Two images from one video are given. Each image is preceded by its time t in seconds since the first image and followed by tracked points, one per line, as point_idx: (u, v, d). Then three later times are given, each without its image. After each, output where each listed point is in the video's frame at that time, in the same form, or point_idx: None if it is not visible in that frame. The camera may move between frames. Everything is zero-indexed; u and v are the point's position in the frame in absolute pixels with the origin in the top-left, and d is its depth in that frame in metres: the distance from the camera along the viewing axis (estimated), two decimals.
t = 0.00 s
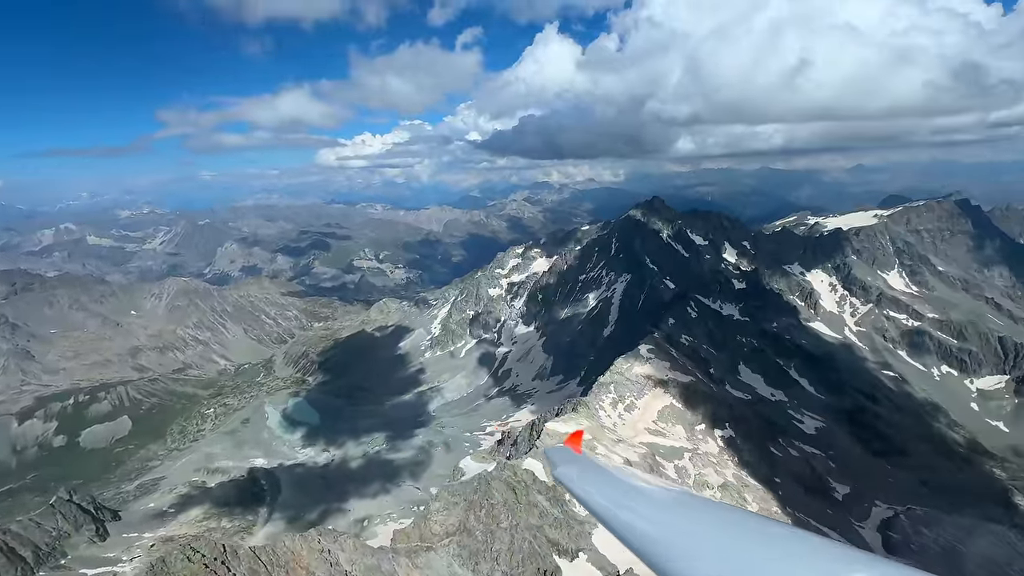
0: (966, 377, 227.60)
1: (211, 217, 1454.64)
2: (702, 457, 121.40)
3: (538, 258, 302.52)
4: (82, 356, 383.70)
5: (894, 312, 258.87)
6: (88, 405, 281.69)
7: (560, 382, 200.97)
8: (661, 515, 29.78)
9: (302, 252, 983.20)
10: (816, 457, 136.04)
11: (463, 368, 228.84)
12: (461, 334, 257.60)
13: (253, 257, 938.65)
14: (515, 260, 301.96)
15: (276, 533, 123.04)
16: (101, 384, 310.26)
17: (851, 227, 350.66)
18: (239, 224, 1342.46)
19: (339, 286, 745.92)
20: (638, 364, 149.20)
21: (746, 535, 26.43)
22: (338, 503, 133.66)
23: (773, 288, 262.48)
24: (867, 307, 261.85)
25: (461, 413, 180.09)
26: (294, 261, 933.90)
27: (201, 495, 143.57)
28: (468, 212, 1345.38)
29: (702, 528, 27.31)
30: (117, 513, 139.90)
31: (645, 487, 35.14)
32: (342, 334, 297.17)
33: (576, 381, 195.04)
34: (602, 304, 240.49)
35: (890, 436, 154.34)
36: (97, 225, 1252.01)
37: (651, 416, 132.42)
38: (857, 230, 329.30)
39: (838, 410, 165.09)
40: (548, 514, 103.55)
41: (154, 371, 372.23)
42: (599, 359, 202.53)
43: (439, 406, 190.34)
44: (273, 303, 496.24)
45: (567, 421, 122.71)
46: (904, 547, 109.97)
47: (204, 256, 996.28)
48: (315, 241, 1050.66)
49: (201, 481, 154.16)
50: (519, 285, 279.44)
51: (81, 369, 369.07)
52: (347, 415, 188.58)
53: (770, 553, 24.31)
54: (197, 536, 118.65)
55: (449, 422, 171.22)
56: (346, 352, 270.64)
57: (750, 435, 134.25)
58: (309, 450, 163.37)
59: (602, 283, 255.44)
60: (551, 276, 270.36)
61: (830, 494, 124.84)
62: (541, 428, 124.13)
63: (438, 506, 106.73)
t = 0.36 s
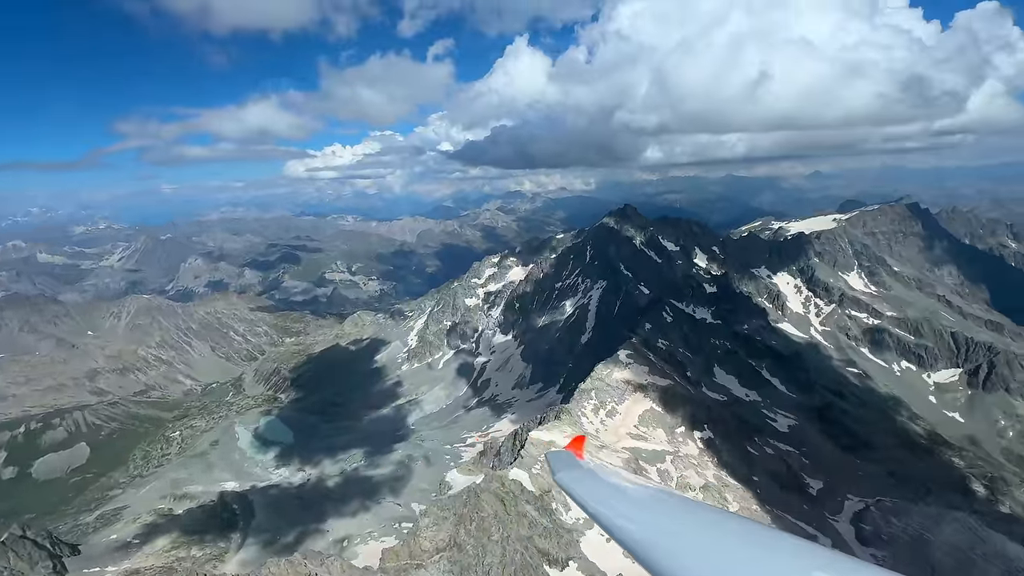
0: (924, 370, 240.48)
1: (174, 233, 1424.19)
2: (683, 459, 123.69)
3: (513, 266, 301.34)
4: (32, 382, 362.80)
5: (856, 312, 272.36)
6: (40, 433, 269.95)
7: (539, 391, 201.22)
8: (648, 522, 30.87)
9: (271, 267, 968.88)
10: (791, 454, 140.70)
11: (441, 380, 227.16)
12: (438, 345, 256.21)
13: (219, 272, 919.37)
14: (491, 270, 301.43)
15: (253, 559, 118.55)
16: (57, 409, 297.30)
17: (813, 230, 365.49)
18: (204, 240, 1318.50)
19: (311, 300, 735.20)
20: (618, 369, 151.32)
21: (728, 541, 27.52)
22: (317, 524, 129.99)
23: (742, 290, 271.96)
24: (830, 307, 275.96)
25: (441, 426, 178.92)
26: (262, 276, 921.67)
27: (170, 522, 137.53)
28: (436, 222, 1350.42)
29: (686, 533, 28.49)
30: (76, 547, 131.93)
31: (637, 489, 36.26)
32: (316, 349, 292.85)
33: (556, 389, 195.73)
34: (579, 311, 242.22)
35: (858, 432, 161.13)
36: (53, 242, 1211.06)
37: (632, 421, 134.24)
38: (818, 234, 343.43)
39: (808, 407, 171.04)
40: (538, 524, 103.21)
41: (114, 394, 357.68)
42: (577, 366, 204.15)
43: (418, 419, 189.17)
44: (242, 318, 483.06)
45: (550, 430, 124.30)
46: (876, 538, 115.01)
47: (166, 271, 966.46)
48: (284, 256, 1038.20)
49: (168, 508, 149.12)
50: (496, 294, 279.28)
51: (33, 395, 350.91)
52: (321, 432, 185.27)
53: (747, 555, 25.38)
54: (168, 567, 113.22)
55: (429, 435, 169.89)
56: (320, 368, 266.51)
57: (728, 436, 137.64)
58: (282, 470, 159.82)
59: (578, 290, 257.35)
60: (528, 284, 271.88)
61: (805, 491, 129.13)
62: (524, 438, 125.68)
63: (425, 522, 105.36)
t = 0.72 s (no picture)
0: (883, 368, 251.92)
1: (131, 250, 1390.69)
2: (664, 464, 125.60)
3: (488, 277, 299.35)
4: None
5: (818, 313, 281.57)
6: None
7: (517, 401, 201.22)
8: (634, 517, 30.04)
9: (237, 284, 955.72)
10: (765, 455, 145.03)
11: (418, 394, 224.84)
12: (414, 358, 253.65)
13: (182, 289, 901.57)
14: (466, 281, 300.75)
15: None
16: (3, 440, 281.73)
17: (775, 237, 379.44)
18: (164, 257, 1293.15)
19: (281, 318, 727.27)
20: (598, 376, 153.09)
21: (710, 535, 26.32)
22: (293, 548, 125.60)
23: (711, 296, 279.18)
24: (796, 310, 283.53)
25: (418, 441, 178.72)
26: (228, 292, 908.90)
27: (132, 555, 130.62)
28: (409, 235, 1371.61)
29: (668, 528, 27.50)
30: None
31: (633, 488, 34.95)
32: (286, 367, 287.64)
33: (534, 399, 195.78)
34: (555, 320, 243.34)
35: (827, 430, 167.57)
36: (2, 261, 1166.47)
37: (613, 427, 136.18)
38: (780, 240, 356.67)
39: (779, 408, 176.53)
40: (525, 536, 102.51)
41: (67, 420, 341.96)
42: (555, 375, 204.97)
43: (395, 435, 188.89)
44: (207, 337, 469.97)
45: (533, 441, 125.50)
46: (849, 532, 119.50)
47: (122, 288, 936.18)
48: (252, 272, 1030.18)
49: (128, 541, 142.62)
50: (471, 305, 278.40)
51: None
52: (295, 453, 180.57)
53: (723, 551, 24.12)
54: None
55: (408, 451, 168.43)
56: (292, 386, 261.41)
57: (706, 439, 140.42)
58: (253, 494, 155.18)
59: (554, 299, 258.74)
60: (503, 295, 272.44)
61: (780, 490, 133.19)
62: (506, 450, 126.22)
63: (413, 538, 103.73)
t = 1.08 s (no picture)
0: (844, 369, 263.22)
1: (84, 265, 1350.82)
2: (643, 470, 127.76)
3: (462, 288, 300.65)
4: None
5: (783, 318, 291.56)
6: None
7: (494, 413, 201.12)
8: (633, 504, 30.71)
9: (197, 299, 931.47)
10: (738, 457, 148.80)
11: (392, 409, 221.35)
12: (388, 372, 250.00)
13: (140, 306, 873.57)
14: (440, 292, 299.23)
15: None
16: None
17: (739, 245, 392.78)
18: (121, 272, 1260.04)
19: (251, 335, 715.95)
20: (576, 384, 154.79)
21: (689, 509, 26.75)
22: (264, 574, 120.39)
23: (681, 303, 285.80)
24: (761, 315, 293.41)
25: (393, 456, 179.43)
26: (188, 306, 889.63)
27: None
28: (379, 247, 1374.09)
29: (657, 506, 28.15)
30: None
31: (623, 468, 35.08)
32: (254, 386, 281.21)
33: (512, 409, 196.89)
34: (531, 330, 244.10)
35: (795, 430, 173.75)
36: None
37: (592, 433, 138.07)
38: (745, 248, 369.39)
39: (749, 411, 182.11)
40: (511, 550, 101.94)
41: (16, 447, 325.85)
42: (531, 385, 205.42)
43: (370, 450, 188.31)
44: (166, 355, 452.97)
45: (514, 452, 126.18)
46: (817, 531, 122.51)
47: (71, 306, 896.23)
48: (215, 286, 1009.85)
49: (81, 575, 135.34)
50: (445, 317, 276.65)
51: None
52: (267, 474, 177.05)
53: (696, 524, 24.55)
54: None
55: (383, 467, 166.91)
56: (259, 404, 255.47)
57: (683, 443, 143.42)
58: (219, 520, 149.51)
59: (529, 309, 259.91)
60: (478, 305, 272.33)
61: (754, 491, 137.41)
62: (487, 462, 125.53)
63: (396, 556, 101.40)
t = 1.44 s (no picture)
0: (807, 370, 273.86)
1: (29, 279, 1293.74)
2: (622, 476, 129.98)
3: (436, 297, 298.81)
4: None
5: (749, 322, 303.60)
6: None
7: (470, 423, 199.67)
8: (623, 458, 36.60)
9: (154, 312, 903.37)
10: (712, 458, 152.85)
11: (365, 423, 217.84)
12: (360, 385, 246.99)
13: (90, 323, 841.01)
14: (413, 301, 298.07)
15: None
16: None
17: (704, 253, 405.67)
18: (71, 285, 1212.76)
19: (213, 351, 697.47)
20: (553, 392, 157.26)
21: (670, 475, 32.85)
22: None
23: (653, 309, 293.18)
24: (729, 319, 305.18)
25: (367, 471, 177.29)
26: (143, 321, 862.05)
27: None
28: (348, 257, 1364.93)
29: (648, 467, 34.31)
30: None
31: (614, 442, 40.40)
32: (217, 403, 273.37)
33: (487, 419, 195.98)
34: (506, 339, 244.55)
35: (765, 431, 179.15)
36: None
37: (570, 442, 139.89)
38: (710, 255, 381.73)
39: (720, 412, 187.36)
40: (496, 562, 100.65)
41: None
42: (507, 395, 204.48)
43: (343, 465, 186.53)
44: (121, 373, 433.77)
45: (492, 462, 125.84)
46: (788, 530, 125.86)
47: (14, 323, 855.13)
48: (173, 298, 982.73)
49: None
50: (419, 327, 275.76)
51: None
52: (231, 494, 173.34)
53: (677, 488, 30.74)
54: None
55: (356, 483, 164.47)
56: (223, 421, 248.41)
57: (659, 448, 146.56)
58: (181, 544, 144.38)
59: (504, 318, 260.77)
60: (452, 315, 272.31)
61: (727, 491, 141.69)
62: (466, 474, 124.43)
63: None
